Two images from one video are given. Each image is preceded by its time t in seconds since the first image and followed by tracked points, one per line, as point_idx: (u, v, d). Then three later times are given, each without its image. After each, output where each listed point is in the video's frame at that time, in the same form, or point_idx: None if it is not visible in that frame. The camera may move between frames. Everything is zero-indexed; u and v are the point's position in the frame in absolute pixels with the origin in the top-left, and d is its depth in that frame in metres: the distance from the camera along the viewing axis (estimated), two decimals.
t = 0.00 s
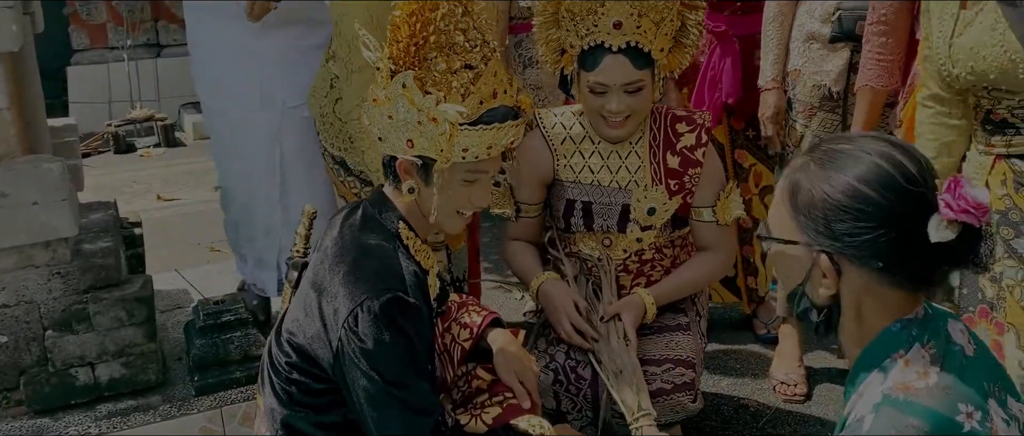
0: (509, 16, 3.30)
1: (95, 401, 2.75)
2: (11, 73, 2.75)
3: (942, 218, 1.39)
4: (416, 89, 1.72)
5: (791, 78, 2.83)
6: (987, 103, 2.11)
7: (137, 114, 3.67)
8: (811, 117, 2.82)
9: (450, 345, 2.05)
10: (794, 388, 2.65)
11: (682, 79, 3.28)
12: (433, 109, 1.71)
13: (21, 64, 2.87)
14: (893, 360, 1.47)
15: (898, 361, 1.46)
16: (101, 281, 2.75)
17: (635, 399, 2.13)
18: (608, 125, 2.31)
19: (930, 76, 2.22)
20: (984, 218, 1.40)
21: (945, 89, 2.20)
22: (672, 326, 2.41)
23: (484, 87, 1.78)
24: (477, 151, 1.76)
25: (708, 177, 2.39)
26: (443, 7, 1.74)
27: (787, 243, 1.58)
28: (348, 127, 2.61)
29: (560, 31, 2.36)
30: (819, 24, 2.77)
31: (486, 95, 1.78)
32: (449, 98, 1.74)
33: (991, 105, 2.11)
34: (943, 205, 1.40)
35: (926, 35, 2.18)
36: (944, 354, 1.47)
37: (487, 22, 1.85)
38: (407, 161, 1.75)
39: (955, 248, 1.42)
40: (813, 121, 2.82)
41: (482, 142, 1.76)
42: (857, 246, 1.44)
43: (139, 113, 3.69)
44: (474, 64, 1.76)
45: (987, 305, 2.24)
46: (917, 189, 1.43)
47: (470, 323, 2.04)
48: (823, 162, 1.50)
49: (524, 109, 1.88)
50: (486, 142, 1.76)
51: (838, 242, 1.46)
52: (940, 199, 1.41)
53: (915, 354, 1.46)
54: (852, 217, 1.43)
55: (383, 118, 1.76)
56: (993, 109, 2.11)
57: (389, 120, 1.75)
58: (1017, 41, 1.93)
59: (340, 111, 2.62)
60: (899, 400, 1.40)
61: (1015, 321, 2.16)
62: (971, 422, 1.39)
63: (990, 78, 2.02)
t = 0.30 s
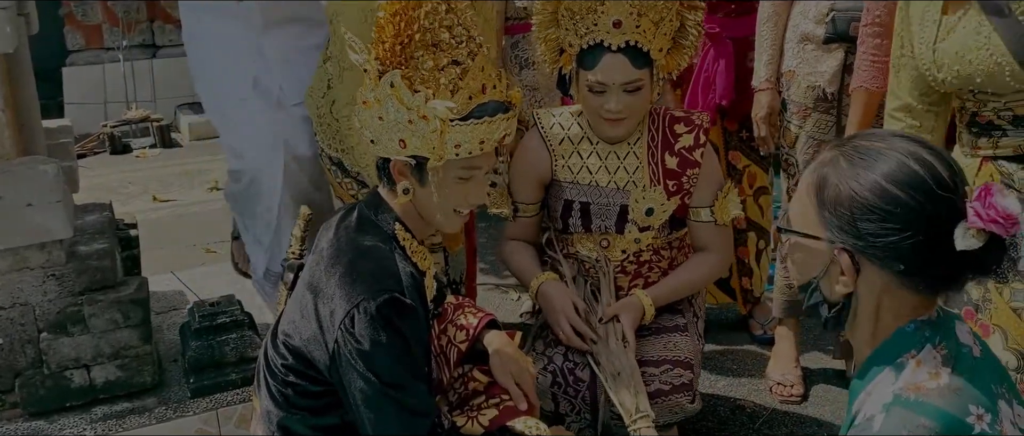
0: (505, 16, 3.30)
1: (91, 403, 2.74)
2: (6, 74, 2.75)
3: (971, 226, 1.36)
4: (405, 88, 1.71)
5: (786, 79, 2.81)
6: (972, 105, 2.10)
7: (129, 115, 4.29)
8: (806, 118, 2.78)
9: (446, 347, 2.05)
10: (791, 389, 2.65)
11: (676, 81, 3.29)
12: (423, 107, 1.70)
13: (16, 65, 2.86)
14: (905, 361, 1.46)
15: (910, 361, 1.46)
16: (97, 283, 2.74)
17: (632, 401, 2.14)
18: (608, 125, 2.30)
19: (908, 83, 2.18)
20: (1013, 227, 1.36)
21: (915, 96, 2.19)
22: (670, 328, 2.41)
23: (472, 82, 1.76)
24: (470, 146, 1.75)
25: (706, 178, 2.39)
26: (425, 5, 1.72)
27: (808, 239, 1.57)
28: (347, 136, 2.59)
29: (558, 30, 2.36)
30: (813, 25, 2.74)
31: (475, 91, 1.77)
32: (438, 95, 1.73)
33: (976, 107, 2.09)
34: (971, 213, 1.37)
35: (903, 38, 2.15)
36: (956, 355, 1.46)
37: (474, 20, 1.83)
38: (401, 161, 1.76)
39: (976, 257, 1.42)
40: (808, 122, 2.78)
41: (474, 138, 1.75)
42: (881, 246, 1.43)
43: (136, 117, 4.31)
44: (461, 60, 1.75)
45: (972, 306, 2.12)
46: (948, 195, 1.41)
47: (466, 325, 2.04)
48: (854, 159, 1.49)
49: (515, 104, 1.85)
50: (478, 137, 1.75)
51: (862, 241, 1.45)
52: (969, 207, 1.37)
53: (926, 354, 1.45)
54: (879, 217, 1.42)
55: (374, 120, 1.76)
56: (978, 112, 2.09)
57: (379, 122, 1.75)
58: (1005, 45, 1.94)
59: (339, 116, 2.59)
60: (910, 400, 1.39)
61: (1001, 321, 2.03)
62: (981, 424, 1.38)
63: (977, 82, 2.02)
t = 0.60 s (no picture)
0: (502, 18, 3.30)
1: (88, 405, 2.74)
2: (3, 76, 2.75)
3: (983, 233, 1.37)
4: (395, 90, 1.72)
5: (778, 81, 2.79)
6: (964, 105, 2.05)
7: (127, 117, 4.31)
8: (799, 120, 2.75)
9: (442, 349, 2.06)
10: (787, 390, 2.66)
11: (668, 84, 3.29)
12: (413, 109, 1.71)
13: (12, 67, 2.86)
14: (910, 359, 1.46)
15: (915, 360, 1.45)
16: (93, 285, 2.75)
17: (627, 403, 2.14)
18: (605, 125, 2.31)
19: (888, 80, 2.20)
20: None
21: (889, 95, 2.21)
22: (665, 330, 2.41)
23: (461, 83, 1.77)
24: (462, 147, 1.74)
25: (702, 179, 2.39)
26: (414, 7, 1.73)
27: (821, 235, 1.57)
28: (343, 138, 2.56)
29: (556, 31, 2.37)
30: (805, 27, 2.74)
31: (465, 91, 1.77)
32: (429, 96, 1.74)
33: (967, 107, 2.05)
34: (984, 220, 1.37)
35: (892, 35, 2.17)
36: (960, 355, 1.46)
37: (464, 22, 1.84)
38: (394, 164, 1.76)
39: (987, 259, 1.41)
40: (800, 124, 2.75)
41: (466, 138, 1.74)
42: (892, 247, 1.43)
43: (133, 117, 4.34)
44: (450, 61, 1.76)
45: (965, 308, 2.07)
46: (962, 199, 1.40)
47: (462, 326, 2.05)
48: (871, 157, 1.48)
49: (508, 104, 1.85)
50: (470, 136, 1.75)
51: (873, 241, 1.46)
52: (982, 214, 1.38)
53: (931, 353, 1.45)
54: (891, 218, 1.42)
55: (366, 123, 1.76)
56: (970, 111, 2.04)
57: (371, 125, 1.75)
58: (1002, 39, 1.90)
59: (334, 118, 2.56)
60: (915, 399, 1.40)
61: (993, 321, 1.97)
62: (983, 424, 1.38)
63: (972, 80, 1.98)
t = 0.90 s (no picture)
0: (500, 19, 3.32)
1: (85, 405, 2.74)
2: None
3: (981, 240, 1.37)
4: (386, 90, 1.72)
5: (768, 83, 2.82)
6: (961, 104, 2.06)
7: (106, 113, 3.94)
8: (790, 121, 2.76)
9: (439, 349, 2.06)
10: (782, 389, 2.68)
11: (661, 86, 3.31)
12: (403, 109, 1.71)
13: (9, 68, 2.87)
14: (906, 358, 1.47)
15: (911, 359, 1.46)
16: (90, 286, 2.75)
17: (625, 403, 2.16)
18: (599, 126, 2.32)
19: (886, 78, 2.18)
20: None
21: (892, 92, 2.18)
22: (661, 330, 2.43)
23: (453, 83, 1.77)
24: (453, 146, 1.75)
25: (696, 180, 2.40)
26: (404, 8, 1.74)
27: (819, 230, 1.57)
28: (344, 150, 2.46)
29: (551, 32, 2.37)
30: (795, 30, 2.75)
31: (457, 91, 1.78)
32: (419, 95, 1.75)
33: (965, 106, 2.06)
34: (980, 226, 1.38)
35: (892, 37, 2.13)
36: (955, 355, 1.47)
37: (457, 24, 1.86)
38: (388, 164, 1.77)
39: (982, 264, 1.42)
40: (791, 125, 2.76)
41: (457, 137, 1.75)
42: (888, 248, 1.45)
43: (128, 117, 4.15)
44: (441, 61, 1.76)
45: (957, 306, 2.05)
46: (961, 205, 1.41)
47: (458, 326, 2.05)
48: (874, 157, 1.48)
49: (502, 105, 1.86)
50: (461, 136, 1.75)
51: (870, 241, 1.47)
52: (979, 221, 1.38)
53: (926, 353, 1.46)
54: (888, 220, 1.43)
55: (359, 124, 1.77)
56: (966, 110, 2.05)
57: (363, 125, 1.76)
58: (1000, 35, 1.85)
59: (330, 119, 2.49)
60: (911, 398, 1.41)
61: (984, 321, 1.97)
62: (978, 423, 1.40)
63: (973, 77, 1.95)
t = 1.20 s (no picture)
0: (496, 19, 3.32)
1: (82, 405, 2.75)
2: None
3: (971, 216, 1.38)
4: (379, 88, 1.74)
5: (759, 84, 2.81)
6: (964, 104, 1.99)
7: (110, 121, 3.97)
8: (782, 123, 2.78)
9: (435, 347, 2.08)
10: (777, 388, 2.68)
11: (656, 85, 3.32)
12: (396, 105, 1.72)
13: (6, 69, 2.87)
14: (904, 354, 1.48)
15: (909, 356, 1.47)
16: (87, 286, 2.74)
17: (620, 399, 2.19)
18: (594, 126, 2.33)
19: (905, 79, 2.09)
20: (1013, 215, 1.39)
21: (911, 90, 2.09)
22: (655, 328, 2.44)
23: (445, 80, 1.77)
24: (447, 141, 1.76)
25: (690, 179, 2.41)
26: (395, 8, 1.76)
27: (812, 235, 1.58)
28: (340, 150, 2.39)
29: (545, 33, 2.39)
30: (785, 31, 2.75)
31: (450, 88, 1.77)
32: (411, 92, 1.75)
33: (968, 107, 1.98)
34: (970, 202, 1.39)
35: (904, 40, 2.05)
36: (954, 351, 1.48)
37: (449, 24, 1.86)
38: (385, 164, 1.77)
39: (977, 241, 1.43)
40: (783, 126, 2.78)
41: (450, 132, 1.75)
42: (884, 239, 1.45)
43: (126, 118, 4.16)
44: (433, 59, 1.76)
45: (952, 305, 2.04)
46: (948, 186, 1.44)
47: (453, 324, 2.07)
48: (856, 154, 1.51)
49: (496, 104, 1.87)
50: (454, 131, 1.76)
51: (866, 234, 1.47)
52: (968, 197, 1.39)
53: (925, 349, 1.47)
54: (881, 210, 1.45)
55: (354, 124, 1.78)
56: (968, 111, 1.98)
57: (358, 125, 1.77)
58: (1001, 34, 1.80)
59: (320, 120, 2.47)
60: (909, 394, 1.42)
61: (979, 322, 1.95)
62: (975, 419, 1.40)
63: (973, 76, 1.88)
